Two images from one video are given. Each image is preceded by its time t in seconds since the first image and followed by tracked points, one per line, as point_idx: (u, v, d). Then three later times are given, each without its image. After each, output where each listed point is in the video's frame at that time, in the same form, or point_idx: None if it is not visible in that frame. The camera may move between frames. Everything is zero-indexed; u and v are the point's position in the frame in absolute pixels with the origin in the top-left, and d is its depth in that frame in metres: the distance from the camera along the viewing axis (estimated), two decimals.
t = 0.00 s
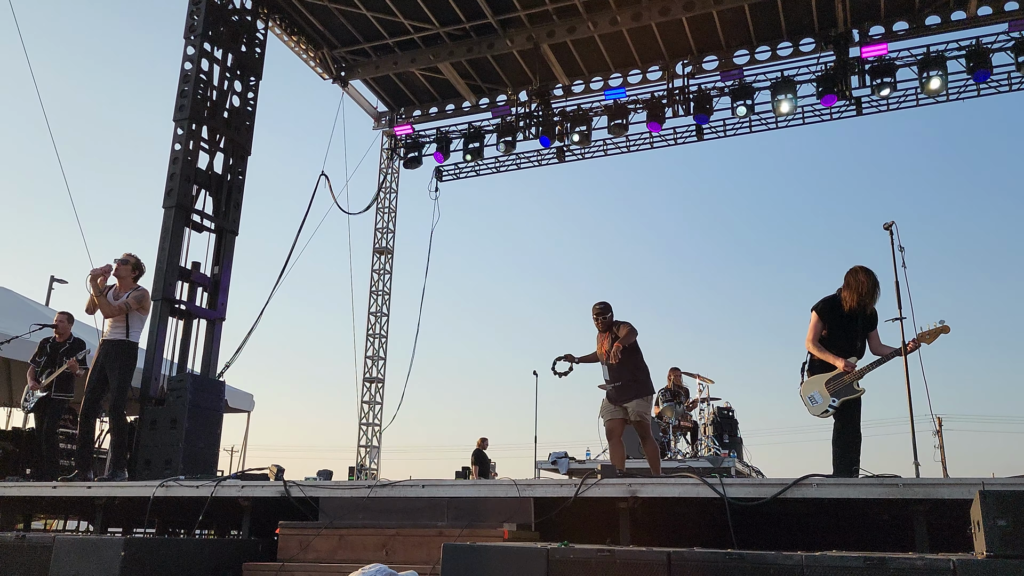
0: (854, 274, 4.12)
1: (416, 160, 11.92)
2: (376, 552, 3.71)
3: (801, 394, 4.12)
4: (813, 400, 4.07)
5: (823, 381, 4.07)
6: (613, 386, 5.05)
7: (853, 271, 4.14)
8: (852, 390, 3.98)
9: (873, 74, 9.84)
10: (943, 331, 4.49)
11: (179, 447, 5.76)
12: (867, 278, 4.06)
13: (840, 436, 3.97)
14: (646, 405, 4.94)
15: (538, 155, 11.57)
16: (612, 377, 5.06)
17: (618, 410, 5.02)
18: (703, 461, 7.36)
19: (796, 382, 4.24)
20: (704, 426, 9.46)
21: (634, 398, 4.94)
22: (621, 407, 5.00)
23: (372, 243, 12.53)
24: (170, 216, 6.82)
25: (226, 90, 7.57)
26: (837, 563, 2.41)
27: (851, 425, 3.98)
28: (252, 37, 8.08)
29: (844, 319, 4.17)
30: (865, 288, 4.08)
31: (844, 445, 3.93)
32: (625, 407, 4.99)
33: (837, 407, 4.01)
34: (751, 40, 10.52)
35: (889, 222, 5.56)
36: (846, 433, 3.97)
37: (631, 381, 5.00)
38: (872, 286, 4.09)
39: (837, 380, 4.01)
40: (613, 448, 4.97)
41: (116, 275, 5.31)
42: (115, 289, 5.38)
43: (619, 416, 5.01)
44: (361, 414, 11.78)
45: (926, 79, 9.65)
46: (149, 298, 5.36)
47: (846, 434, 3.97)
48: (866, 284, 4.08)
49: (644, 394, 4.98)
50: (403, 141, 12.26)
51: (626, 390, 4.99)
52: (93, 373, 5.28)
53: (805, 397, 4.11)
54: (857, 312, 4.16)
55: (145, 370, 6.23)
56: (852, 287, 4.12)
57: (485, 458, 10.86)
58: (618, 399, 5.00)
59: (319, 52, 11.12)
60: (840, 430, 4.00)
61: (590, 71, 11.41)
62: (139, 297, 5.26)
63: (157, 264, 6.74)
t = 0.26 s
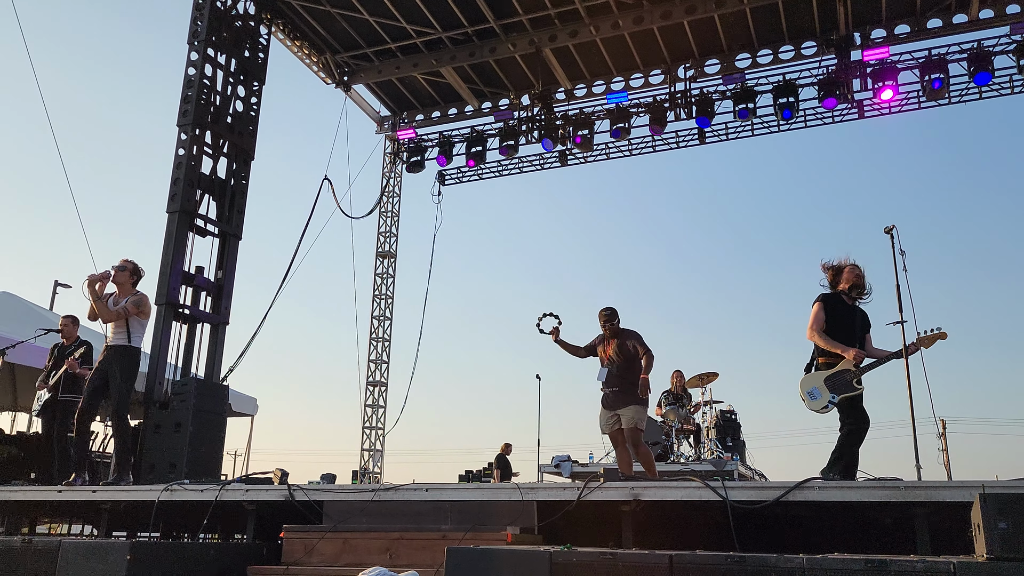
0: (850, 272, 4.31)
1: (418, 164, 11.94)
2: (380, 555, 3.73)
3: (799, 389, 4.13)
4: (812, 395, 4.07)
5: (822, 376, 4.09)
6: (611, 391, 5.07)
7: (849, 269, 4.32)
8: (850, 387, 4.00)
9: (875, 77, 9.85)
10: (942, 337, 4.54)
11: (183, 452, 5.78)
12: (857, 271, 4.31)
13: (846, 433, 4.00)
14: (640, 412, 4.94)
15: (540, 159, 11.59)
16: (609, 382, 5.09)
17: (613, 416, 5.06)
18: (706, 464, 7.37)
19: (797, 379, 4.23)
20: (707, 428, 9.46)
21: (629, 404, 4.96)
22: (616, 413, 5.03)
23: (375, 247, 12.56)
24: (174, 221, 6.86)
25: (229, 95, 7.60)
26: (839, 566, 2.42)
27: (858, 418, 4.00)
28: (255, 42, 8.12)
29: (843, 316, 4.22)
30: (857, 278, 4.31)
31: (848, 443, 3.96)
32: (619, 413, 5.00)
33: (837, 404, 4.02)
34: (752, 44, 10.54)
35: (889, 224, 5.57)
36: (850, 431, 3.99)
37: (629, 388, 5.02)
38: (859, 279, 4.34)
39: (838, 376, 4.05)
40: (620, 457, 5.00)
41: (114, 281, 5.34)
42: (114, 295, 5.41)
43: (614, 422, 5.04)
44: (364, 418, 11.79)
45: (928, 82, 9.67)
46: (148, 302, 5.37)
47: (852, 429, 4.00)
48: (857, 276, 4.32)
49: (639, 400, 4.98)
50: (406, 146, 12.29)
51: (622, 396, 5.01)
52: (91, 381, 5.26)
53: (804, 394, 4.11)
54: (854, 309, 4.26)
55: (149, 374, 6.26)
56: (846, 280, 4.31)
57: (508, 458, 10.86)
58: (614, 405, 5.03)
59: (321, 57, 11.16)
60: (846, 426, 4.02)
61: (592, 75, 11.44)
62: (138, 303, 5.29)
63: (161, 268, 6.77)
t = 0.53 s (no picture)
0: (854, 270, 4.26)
1: (423, 167, 11.96)
2: (385, 557, 3.74)
3: (807, 384, 4.20)
4: (820, 391, 4.12)
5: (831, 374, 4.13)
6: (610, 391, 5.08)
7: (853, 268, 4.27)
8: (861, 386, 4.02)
9: (879, 79, 9.85)
10: (950, 347, 4.58)
11: (190, 455, 5.81)
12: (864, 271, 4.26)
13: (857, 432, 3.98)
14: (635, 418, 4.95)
15: (545, 162, 11.61)
16: (613, 383, 5.07)
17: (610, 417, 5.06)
18: (711, 466, 7.36)
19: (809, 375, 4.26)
20: (712, 431, 9.45)
21: (628, 406, 4.96)
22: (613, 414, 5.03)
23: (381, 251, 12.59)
24: (180, 225, 6.89)
25: (235, 99, 7.64)
26: (842, 567, 2.43)
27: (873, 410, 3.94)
28: (260, 47, 8.16)
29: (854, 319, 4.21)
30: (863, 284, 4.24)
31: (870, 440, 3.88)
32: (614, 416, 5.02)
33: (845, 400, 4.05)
34: (757, 46, 10.54)
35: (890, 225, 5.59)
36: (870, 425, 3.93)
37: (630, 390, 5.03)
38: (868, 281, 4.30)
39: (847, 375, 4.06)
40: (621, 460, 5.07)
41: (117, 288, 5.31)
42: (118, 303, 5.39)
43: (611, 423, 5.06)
44: (370, 421, 11.81)
45: (933, 84, 9.66)
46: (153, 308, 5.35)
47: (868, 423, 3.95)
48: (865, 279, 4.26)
49: (635, 405, 4.98)
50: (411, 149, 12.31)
51: (620, 398, 5.01)
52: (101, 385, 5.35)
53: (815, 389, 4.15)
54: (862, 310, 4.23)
55: (156, 378, 6.29)
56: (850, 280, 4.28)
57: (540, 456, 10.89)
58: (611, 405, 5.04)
59: (327, 61, 11.20)
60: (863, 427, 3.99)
61: (597, 78, 11.45)
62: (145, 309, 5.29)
63: (167, 273, 6.80)
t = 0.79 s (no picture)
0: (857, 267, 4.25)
1: (430, 170, 11.98)
2: (390, 560, 3.75)
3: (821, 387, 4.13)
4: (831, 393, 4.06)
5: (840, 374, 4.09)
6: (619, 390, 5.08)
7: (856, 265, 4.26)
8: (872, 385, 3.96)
9: (886, 80, 9.82)
10: (972, 335, 4.47)
11: (197, 458, 5.83)
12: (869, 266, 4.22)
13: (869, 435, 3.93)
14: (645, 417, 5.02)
15: (551, 164, 11.62)
16: (626, 382, 5.08)
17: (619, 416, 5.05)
18: (717, 469, 7.36)
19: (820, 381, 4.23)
20: (719, 433, 9.44)
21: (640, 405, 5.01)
22: (623, 415, 5.03)
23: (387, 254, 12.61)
24: (188, 228, 6.92)
25: (241, 103, 7.67)
26: (845, 569, 2.44)
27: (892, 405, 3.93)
28: (267, 51, 8.19)
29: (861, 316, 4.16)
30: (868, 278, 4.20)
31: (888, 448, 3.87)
32: (623, 416, 5.02)
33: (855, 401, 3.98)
34: (763, 48, 10.53)
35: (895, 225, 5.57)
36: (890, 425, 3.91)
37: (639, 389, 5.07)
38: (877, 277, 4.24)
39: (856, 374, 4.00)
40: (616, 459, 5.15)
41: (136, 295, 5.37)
42: (137, 310, 5.45)
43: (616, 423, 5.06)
44: (377, 423, 11.84)
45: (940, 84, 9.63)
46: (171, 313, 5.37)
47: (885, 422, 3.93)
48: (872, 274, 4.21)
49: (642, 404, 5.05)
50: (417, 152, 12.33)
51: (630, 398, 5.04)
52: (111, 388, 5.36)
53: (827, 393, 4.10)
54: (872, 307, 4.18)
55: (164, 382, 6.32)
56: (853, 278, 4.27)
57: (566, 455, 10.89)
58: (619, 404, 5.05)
59: (333, 65, 11.24)
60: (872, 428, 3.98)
61: (602, 80, 11.45)
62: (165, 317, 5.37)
63: (175, 276, 6.84)
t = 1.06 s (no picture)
0: (864, 256, 4.17)
1: (437, 173, 12.00)
2: (398, 561, 3.76)
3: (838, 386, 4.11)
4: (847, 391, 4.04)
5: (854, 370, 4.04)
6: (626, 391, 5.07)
7: (864, 254, 4.18)
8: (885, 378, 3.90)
9: (894, 81, 9.79)
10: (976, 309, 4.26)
11: (205, 460, 5.85)
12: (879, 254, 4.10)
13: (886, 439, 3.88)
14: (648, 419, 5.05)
15: (558, 166, 11.62)
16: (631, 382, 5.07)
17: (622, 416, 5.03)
18: (725, 471, 7.33)
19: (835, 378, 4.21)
20: (727, 435, 9.42)
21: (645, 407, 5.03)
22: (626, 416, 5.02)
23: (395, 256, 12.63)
24: (196, 231, 6.96)
25: (249, 106, 7.71)
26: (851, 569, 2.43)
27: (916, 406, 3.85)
28: (275, 55, 8.22)
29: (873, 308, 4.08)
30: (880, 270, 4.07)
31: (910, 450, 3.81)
32: (626, 417, 5.01)
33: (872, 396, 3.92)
34: (770, 49, 10.52)
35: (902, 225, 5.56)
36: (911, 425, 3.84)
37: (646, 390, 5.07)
38: (890, 265, 4.13)
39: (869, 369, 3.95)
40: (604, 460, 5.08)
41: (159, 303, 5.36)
42: (160, 315, 5.46)
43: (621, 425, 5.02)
44: (384, 425, 11.85)
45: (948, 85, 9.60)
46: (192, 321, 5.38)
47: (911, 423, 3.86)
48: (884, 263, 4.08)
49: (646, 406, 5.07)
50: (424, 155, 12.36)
51: (635, 399, 5.05)
52: (131, 398, 5.38)
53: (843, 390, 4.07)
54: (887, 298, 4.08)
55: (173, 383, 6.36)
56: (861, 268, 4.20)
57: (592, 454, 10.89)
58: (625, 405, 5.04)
59: (340, 68, 11.28)
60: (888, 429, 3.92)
61: (609, 82, 11.45)
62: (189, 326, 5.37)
63: (183, 279, 6.87)
